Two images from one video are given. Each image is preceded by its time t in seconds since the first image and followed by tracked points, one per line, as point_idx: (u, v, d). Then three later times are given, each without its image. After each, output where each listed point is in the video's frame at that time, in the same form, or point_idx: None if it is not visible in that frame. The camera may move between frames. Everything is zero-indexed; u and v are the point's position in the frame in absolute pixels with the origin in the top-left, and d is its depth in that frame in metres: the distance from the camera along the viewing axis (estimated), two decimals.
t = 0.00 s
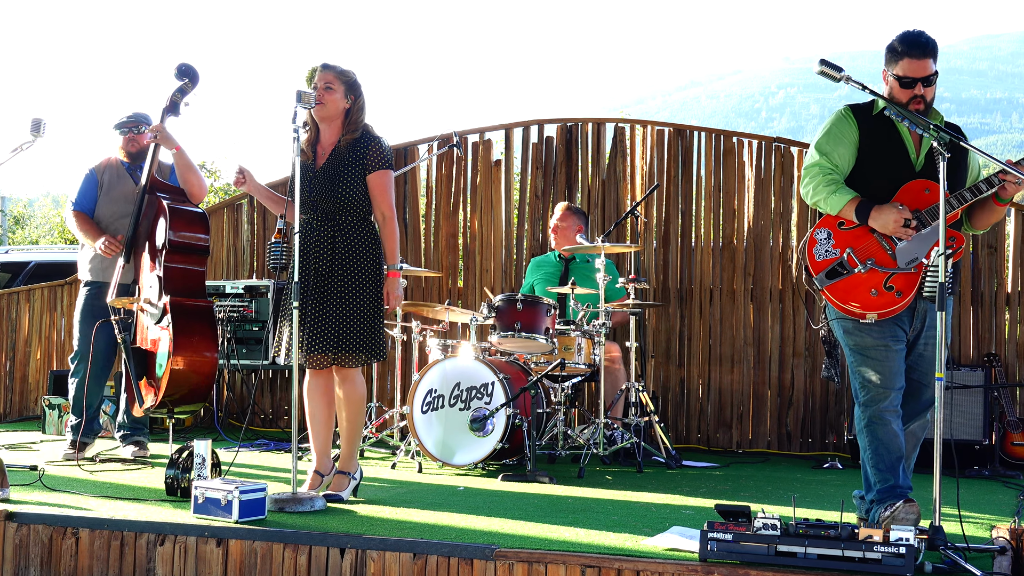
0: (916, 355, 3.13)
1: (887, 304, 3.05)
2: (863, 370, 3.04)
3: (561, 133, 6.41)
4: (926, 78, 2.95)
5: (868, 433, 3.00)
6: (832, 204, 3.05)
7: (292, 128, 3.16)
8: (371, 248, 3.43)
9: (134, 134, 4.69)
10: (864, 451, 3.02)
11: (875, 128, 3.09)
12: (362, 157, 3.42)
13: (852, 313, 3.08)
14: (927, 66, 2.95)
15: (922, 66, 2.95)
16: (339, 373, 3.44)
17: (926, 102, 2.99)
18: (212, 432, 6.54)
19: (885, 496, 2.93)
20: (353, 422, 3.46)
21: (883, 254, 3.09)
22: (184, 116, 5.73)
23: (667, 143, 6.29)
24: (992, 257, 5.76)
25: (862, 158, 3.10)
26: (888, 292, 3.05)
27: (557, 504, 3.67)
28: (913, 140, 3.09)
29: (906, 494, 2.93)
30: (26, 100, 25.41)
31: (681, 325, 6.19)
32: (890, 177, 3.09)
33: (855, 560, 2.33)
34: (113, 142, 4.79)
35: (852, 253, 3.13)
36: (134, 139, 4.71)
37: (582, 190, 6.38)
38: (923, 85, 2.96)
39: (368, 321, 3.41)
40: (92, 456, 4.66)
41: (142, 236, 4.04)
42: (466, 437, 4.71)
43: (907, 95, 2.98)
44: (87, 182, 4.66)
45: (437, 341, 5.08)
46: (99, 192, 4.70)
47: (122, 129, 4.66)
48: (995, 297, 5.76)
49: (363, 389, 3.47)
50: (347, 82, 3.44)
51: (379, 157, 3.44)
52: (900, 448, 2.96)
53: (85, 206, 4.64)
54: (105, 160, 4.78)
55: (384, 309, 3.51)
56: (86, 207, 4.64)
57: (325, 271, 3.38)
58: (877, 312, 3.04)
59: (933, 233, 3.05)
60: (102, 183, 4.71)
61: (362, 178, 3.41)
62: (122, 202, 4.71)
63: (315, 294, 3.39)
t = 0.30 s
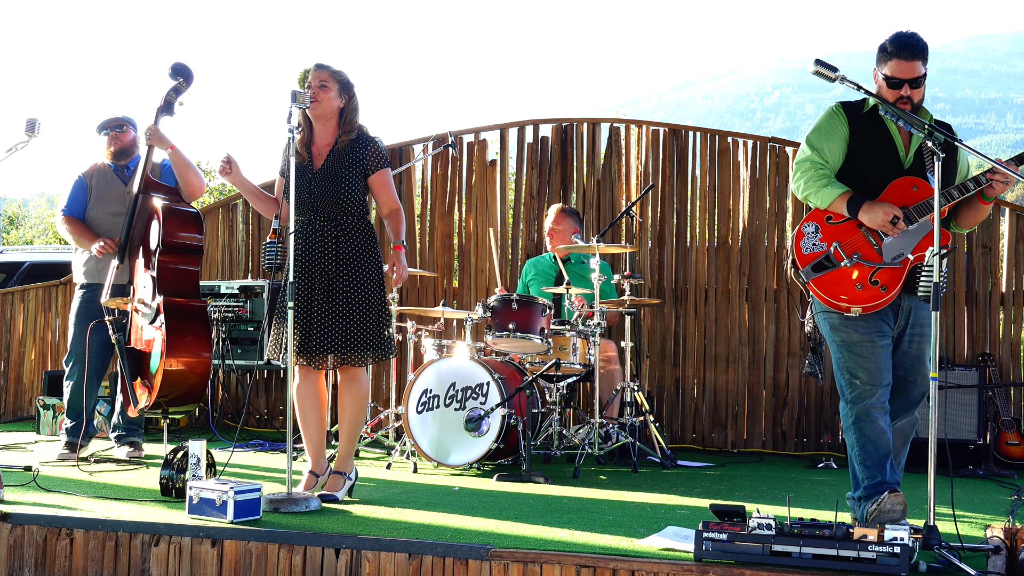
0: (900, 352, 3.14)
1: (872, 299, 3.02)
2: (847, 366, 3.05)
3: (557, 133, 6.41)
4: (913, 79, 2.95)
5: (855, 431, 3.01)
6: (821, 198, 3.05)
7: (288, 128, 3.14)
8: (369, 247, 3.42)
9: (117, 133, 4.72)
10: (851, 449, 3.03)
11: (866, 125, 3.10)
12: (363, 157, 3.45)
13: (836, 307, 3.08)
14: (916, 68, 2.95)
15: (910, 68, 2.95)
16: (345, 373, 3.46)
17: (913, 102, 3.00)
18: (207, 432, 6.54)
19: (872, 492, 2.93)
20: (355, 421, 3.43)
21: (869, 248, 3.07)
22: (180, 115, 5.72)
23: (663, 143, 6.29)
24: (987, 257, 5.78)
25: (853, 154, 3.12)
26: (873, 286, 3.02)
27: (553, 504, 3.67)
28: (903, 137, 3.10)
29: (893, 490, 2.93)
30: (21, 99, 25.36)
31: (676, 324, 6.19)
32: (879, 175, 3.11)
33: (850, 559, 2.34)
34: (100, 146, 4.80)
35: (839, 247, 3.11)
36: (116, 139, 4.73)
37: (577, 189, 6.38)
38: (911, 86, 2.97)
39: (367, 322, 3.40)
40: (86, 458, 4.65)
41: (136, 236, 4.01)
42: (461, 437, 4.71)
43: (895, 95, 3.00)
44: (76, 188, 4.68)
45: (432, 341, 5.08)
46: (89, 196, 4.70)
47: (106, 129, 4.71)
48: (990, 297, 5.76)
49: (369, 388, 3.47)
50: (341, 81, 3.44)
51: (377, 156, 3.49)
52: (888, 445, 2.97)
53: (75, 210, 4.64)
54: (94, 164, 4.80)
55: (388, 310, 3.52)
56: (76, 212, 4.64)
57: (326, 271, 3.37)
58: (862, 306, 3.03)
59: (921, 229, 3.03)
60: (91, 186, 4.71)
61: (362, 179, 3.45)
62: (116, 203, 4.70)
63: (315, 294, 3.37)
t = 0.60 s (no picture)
0: (883, 349, 3.09)
1: (852, 292, 3.02)
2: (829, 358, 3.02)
3: (549, 133, 6.41)
4: (896, 77, 2.96)
5: (825, 424, 3.01)
6: (801, 194, 3.05)
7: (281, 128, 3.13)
8: (362, 247, 3.43)
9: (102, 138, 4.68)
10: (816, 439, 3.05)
11: (847, 123, 3.11)
12: (356, 158, 3.43)
13: (815, 300, 3.06)
14: (895, 66, 2.95)
15: (891, 66, 2.95)
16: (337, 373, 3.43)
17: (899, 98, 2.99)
18: (199, 432, 6.53)
19: (818, 485, 2.99)
20: (349, 421, 3.44)
21: (848, 244, 3.09)
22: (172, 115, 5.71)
23: (655, 143, 6.30)
24: (978, 258, 5.80)
25: (834, 151, 3.11)
26: (853, 280, 3.03)
27: (545, 505, 3.67)
28: (882, 134, 3.12)
29: (836, 487, 2.99)
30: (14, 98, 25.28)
31: (668, 325, 6.20)
32: (859, 172, 3.12)
33: (841, 559, 2.33)
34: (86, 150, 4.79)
35: (818, 242, 3.14)
36: (100, 144, 4.69)
37: (570, 190, 6.39)
38: (894, 83, 2.96)
39: (362, 323, 3.40)
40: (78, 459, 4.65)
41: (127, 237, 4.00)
42: (454, 437, 4.71)
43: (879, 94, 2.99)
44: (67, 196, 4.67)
45: (425, 341, 5.08)
46: (80, 200, 4.70)
47: (90, 134, 4.67)
48: (981, 297, 5.78)
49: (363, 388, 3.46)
50: (333, 81, 3.43)
51: (370, 158, 3.46)
52: (851, 445, 2.98)
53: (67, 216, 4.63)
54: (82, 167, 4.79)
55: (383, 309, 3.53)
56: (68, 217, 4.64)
57: (320, 272, 3.38)
58: (842, 300, 3.02)
59: (899, 224, 3.06)
60: (82, 191, 4.70)
61: (354, 181, 3.43)
62: (107, 205, 4.71)
63: (309, 296, 3.38)
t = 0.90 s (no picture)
0: (869, 350, 3.03)
1: (834, 295, 2.98)
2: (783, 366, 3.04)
3: (548, 133, 6.41)
4: (872, 77, 2.97)
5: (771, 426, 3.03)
6: (784, 196, 3.03)
7: (280, 129, 3.13)
8: (355, 246, 3.43)
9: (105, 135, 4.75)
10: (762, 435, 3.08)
11: (829, 125, 3.08)
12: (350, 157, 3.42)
13: (799, 303, 3.01)
14: (871, 65, 2.97)
15: (867, 65, 2.97)
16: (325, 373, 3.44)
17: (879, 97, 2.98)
18: (198, 432, 6.54)
19: (766, 480, 3.01)
20: (341, 422, 3.46)
21: (831, 246, 3.05)
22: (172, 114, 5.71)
23: (654, 143, 6.30)
24: (977, 258, 5.80)
25: (816, 153, 3.09)
26: (836, 283, 2.98)
27: (544, 504, 3.67)
28: (865, 135, 3.09)
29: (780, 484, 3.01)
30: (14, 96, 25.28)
31: (667, 325, 6.20)
32: (842, 174, 3.09)
33: (841, 560, 2.33)
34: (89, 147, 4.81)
35: (801, 245, 3.10)
36: (101, 140, 4.75)
37: (569, 190, 6.39)
38: (872, 83, 2.97)
39: (351, 324, 3.41)
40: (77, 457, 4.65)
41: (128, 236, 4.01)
42: (453, 437, 4.71)
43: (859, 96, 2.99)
44: (68, 190, 4.66)
45: (424, 341, 5.08)
46: (81, 196, 4.69)
47: (92, 131, 4.74)
48: (980, 298, 5.78)
49: (351, 388, 3.47)
50: (335, 81, 3.43)
51: (366, 157, 3.45)
52: (790, 449, 3.00)
53: (68, 212, 4.63)
54: (83, 165, 4.79)
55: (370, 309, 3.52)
56: (69, 213, 4.63)
57: (311, 270, 3.37)
58: (825, 303, 2.97)
59: (882, 226, 2.97)
60: (82, 187, 4.70)
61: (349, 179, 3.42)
62: (108, 203, 4.71)
63: (298, 294, 3.37)
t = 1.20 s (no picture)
0: (838, 350, 3.06)
1: (804, 303, 3.00)
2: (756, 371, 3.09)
3: (550, 133, 6.41)
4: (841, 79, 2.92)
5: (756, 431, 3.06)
6: (755, 205, 3.04)
7: (281, 128, 3.12)
8: (351, 248, 3.43)
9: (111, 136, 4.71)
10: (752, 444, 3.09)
11: (797, 130, 3.07)
12: (346, 158, 3.39)
13: (769, 311, 3.05)
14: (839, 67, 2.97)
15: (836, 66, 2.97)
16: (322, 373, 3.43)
17: (846, 99, 2.97)
18: (199, 432, 6.54)
19: (762, 487, 3.01)
20: (339, 422, 3.44)
21: (800, 254, 3.06)
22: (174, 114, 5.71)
23: (655, 143, 6.30)
24: (979, 258, 5.80)
25: (784, 159, 3.09)
26: (805, 290, 3.00)
27: (545, 504, 3.67)
28: (831, 138, 3.09)
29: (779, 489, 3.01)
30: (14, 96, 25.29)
31: (669, 325, 6.20)
32: (811, 178, 3.09)
33: (842, 560, 2.33)
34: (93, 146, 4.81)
35: (771, 253, 3.10)
36: (107, 143, 4.70)
37: (570, 190, 6.39)
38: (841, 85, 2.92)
39: (343, 325, 3.40)
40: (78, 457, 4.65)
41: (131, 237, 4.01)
42: (454, 437, 4.71)
43: (826, 97, 2.96)
44: (72, 189, 4.65)
45: (425, 341, 5.08)
46: (84, 196, 4.69)
47: (98, 132, 4.70)
48: (982, 298, 5.78)
49: (347, 390, 3.44)
50: (339, 86, 3.43)
51: (363, 160, 3.42)
52: (781, 449, 3.02)
53: (72, 213, 4.63)
54: (86, 164, 4.79)
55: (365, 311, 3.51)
56: (73, 213, 4.63)
57: (306, 270, 3.37)
58: (794, 310, 3.00)
59: (848, 233, 3.02)
60: (87, 187, 4.70)
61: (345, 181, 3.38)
62: (111, 204, 4.72)
63: (292, 293, 3.37)
